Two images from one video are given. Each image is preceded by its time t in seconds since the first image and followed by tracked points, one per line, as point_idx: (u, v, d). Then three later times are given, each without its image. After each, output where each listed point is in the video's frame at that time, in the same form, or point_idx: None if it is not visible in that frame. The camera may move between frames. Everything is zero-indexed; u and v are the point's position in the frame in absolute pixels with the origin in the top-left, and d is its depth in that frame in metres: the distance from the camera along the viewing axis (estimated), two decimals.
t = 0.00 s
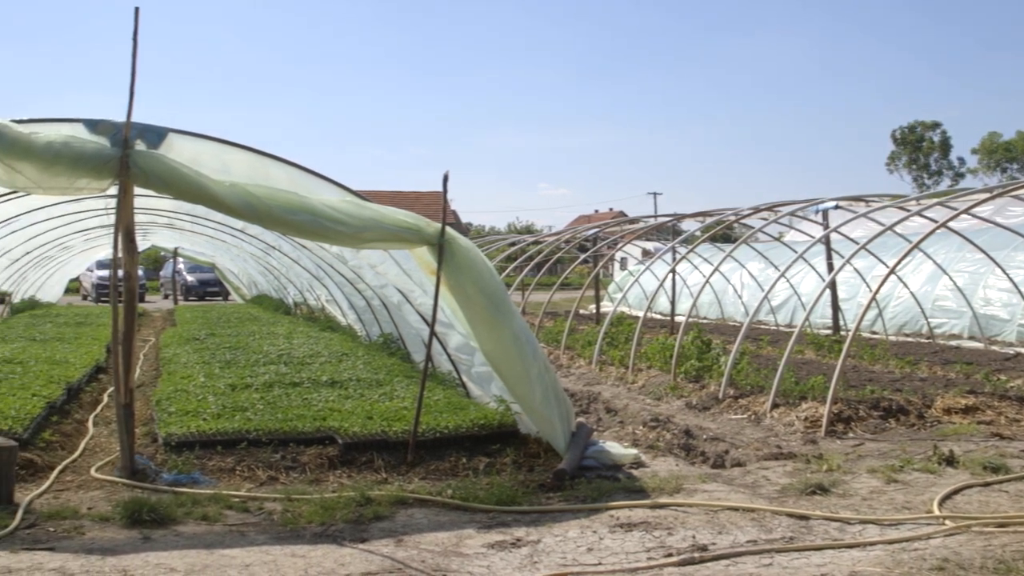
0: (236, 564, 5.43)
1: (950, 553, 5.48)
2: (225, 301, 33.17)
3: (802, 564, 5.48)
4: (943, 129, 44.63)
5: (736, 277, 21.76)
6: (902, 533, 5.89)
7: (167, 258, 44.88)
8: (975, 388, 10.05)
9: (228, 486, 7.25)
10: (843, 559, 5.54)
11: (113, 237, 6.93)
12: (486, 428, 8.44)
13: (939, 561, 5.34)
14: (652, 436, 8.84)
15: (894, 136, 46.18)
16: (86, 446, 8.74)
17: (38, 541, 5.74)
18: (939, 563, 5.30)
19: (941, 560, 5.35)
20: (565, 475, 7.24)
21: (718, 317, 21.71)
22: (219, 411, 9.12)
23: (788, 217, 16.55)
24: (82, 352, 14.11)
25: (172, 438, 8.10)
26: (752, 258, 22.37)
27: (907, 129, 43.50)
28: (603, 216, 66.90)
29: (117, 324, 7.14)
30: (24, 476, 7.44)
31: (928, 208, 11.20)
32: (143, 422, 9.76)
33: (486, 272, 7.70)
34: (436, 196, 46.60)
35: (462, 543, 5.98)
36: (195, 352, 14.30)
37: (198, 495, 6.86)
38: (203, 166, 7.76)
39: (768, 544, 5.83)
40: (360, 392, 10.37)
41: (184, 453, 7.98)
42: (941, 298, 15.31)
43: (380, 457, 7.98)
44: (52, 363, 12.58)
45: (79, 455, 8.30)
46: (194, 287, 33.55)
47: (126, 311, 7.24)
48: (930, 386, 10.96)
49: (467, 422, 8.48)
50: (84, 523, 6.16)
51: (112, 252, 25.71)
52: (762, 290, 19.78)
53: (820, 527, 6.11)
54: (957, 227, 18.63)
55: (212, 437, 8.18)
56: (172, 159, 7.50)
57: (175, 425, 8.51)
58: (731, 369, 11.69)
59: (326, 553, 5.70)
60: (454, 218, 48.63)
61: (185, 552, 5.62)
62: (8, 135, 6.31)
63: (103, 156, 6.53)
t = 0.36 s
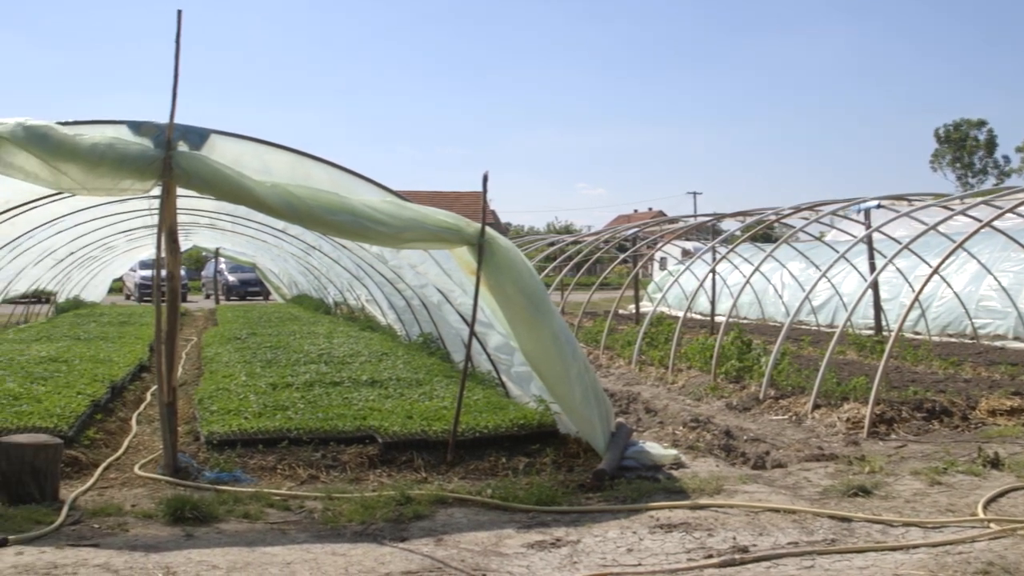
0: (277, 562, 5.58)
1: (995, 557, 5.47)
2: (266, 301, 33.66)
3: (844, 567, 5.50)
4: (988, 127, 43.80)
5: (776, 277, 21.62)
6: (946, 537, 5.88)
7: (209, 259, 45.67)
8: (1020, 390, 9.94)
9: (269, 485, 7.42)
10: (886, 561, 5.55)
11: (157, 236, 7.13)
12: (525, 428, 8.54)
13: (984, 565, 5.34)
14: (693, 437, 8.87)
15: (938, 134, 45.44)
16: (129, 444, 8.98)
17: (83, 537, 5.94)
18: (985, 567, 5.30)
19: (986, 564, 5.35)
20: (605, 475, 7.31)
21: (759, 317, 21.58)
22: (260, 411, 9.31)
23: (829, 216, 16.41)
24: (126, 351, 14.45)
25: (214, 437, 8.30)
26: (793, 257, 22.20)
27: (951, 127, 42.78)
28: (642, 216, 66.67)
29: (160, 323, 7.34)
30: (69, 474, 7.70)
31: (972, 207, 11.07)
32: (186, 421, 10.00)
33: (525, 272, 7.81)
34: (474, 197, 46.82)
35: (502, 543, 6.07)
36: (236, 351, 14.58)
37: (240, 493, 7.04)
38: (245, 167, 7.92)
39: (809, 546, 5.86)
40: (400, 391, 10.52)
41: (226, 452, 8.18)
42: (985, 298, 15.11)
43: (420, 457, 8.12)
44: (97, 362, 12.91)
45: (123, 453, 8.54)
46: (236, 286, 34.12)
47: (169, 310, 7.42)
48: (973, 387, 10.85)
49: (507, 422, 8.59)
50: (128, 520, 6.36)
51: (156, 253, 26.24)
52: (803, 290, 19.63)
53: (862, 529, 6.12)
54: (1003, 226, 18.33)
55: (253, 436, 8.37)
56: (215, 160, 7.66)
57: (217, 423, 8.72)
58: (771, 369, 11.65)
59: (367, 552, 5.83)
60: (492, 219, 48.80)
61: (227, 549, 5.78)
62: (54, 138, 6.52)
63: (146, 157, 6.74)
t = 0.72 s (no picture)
0: (318, 560, 5.73)
1: None
2: (307, 300, 34.14)
3: (887, 570, 5.52)
4: None
5: (818, 277, 21.44)
6: (991, 541, 5.88)
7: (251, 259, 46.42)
8: None
9: (310, 484, 7.60)
10: (930, 565, 5.57)
11: (200, 236, 7.34)
12: (565, 428, 8.63)
13: None
14: (734, 438, 8.89)
15: (984, 132, 44.63)
16: (172, 443, 9.24)
17: (127, 534, 6.15)
18: None
19: None
20: (645, 475, 7.38)
21: (800, 318, 21.42)
22: (302, 410, 9.51)
23: (872, 215, 16.24)
24: (168, 350, 14.81)
25: (256, 435, 8.50)
26: (835, 257, 21.99)
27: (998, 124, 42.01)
28: (680, 216, 66.37)
29: (203, 323, 7.56)
30: (113, 471, 7.95)
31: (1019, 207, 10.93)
32: (228, 420, 10.26)
33: (565, 272, 7.91)
34: (513, 197, 46.99)
35: (542, 543, 6.17)
36: (277, 350, 14.87)
37: (281, 492, 7.22)
38: (287, 168, 8.08)
39: (852, 548, 5.88)
40: (440, 391, 10.67)
41: (268, 451, 8.38)
42: None
43: (459, 456, 8.25)
44: (141, 361, 13.24)
45: (166, 451, 8.79)
46: (277, 286, 34.63)
47: (212, 310, 7.67)
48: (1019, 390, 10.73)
49: (546, 422, 8.69)
50: (171, 517, 6.58)
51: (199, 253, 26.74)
52: (845, 290, 19.46)
53: (906, 532, 6.13)
54: None
55: (294, 435, 8.55)
56: (258, 161, 7.82)
57: (259, 422, 8.93)
58: (813, 371, 11.61)
59: (408, 551, 5.96)
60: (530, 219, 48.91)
61: (269, 547, 5.95)
62: (98, 139, 6.78)
63: (190, 158, 6.93)
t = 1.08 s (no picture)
0: (360, 559, 5.90)
1: None
2: (347, 300, 34.56)
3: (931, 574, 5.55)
4: None
5: (861, 276, 21.25)
6: None
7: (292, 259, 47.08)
8: None
9: (351, 483, 7.79)
10: (975, 570, 5.59)
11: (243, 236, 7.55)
12: (606, 429, 8.73)
13: None
14: (776, 440, 8.91)
15: None
16: (214, 441, 9.51)
17: (171, 531, 6.37)
18: None
19: None
20: (685, 476, 7.45)
21: (843, 318, 21.25)
22: (343, 410, 9.72)
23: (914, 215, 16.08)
24: (210, 350, 15.17)
25: (298, 435, 8.71)
26: (879, 257, 21.77)
27: None
28: (721, 215, 65.91)
29: (246, 323, 7.79)
30: (158, 469, 8.21)
31: None
32: (270, 418, 10.51)
33: (606, 272, 8.02)
34: (552, 197, 47.07)
35: (583, 544, 6.28)
36: (319, 350, 15.15)
37: (323, 491, 7.42)
38: (328, 168, 8.26)
39: (896, 552, 5.91)
40: (480, 391, 10.82)
41: (309, 450, 8.59)
42: None
43: (500, 456, 8.39)
44: (185, 360, 13.57)
45: (208, 450, 9.05)
46: (318, 286, 35.09)
47: (254, 310, 7.88)
48: None
49: (587, 423, 8.79)
50: (214, 515, 6.80)
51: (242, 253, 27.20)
52: (888, 290, 19.27)
53: (950, 536, 6.14)
54: None
55: (335, 434, 8.75)
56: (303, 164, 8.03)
57: (301, 422, 9.15)
58: (855, 372, 11.56)
59: (449, 550, 6.11)
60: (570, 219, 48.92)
61: (310, 546, 6.13)
62: (143, 141, 7.03)
63: (233, 159, 7.15)
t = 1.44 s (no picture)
0: (400, 558, 6.06)
1: None
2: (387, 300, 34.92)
3: None
4: None
5: (905, 276, 21.02)
6: None
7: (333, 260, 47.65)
8: None
9: (391, 482, 7.97)
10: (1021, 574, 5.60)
11: (285, 237, 7.75)
12: (647, 429, 8.81)
13: None
14: (818, 441, 8.92)
15: None
16: (256, 440, 9.76)
17: (214, 529, 6.60)
18: None
19: None
20: (727, 478, 7.56)
21: (886, 319, 21.04)
22: (383, 409, 9.91)
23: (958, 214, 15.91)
24: (251, 349, 15.51)
25: (339, 434, 8.91)
26: (923, 257, 21.52)
27: None
28: (763, 215, 65.34)
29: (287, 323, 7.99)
30: (200, 468, 8.45)
31: None
32: (312, 418, 10.74)
33: (646, 272, 8.13)
34: (591, 197, 47.08)
35: (623, 545, 6.38)
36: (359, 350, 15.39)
37: (363, 490, 7.60)
38: (370, 168, 8.45)
39: (940, 555, 5.93)
40: (520, 391, 10.95)
41: (350, 449, 8.79)
42: None
43: (540, 456, 8.51)
44: (227, 360, 13.88)
45: (250, 448, 9.29)
46: (358, 286, 35.50)
47: (296, 310, 8.08)
48: None
49: (628, 423, 8.88)
50: (256, 513, 7.01)
51: (284, 254, 27.65)
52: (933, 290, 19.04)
53: (995, 540, 6.15)
54: None
55: (376, 434, 8.93)
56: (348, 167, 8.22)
57: (341, 421, 9.36)
58: (898, 373, 11.49)
59: (489, 550, 6.25)
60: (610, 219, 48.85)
61: (351, 544, 6.31)
62: (186, 142, 7.27)
63: (275, 159, 7.36)
